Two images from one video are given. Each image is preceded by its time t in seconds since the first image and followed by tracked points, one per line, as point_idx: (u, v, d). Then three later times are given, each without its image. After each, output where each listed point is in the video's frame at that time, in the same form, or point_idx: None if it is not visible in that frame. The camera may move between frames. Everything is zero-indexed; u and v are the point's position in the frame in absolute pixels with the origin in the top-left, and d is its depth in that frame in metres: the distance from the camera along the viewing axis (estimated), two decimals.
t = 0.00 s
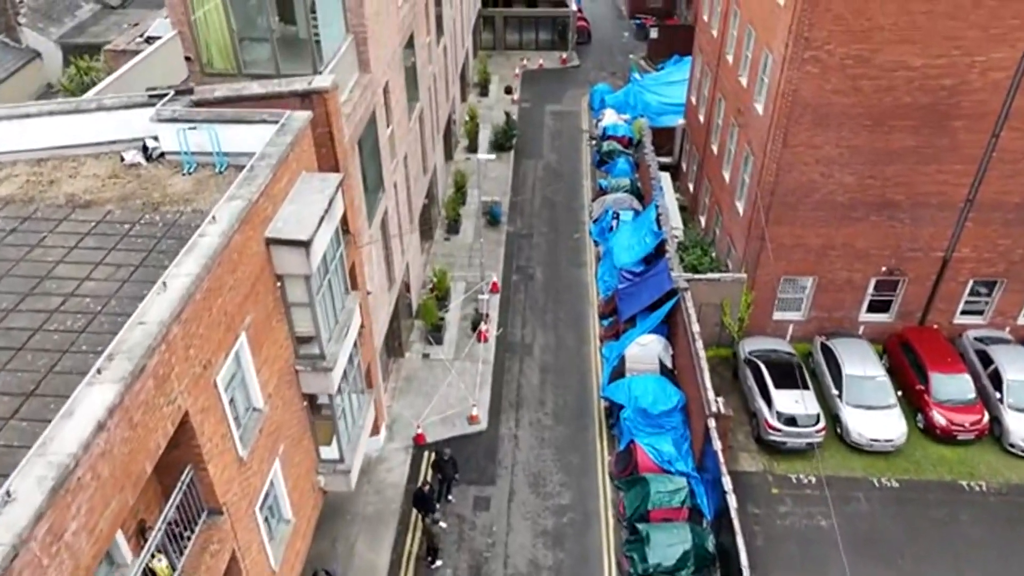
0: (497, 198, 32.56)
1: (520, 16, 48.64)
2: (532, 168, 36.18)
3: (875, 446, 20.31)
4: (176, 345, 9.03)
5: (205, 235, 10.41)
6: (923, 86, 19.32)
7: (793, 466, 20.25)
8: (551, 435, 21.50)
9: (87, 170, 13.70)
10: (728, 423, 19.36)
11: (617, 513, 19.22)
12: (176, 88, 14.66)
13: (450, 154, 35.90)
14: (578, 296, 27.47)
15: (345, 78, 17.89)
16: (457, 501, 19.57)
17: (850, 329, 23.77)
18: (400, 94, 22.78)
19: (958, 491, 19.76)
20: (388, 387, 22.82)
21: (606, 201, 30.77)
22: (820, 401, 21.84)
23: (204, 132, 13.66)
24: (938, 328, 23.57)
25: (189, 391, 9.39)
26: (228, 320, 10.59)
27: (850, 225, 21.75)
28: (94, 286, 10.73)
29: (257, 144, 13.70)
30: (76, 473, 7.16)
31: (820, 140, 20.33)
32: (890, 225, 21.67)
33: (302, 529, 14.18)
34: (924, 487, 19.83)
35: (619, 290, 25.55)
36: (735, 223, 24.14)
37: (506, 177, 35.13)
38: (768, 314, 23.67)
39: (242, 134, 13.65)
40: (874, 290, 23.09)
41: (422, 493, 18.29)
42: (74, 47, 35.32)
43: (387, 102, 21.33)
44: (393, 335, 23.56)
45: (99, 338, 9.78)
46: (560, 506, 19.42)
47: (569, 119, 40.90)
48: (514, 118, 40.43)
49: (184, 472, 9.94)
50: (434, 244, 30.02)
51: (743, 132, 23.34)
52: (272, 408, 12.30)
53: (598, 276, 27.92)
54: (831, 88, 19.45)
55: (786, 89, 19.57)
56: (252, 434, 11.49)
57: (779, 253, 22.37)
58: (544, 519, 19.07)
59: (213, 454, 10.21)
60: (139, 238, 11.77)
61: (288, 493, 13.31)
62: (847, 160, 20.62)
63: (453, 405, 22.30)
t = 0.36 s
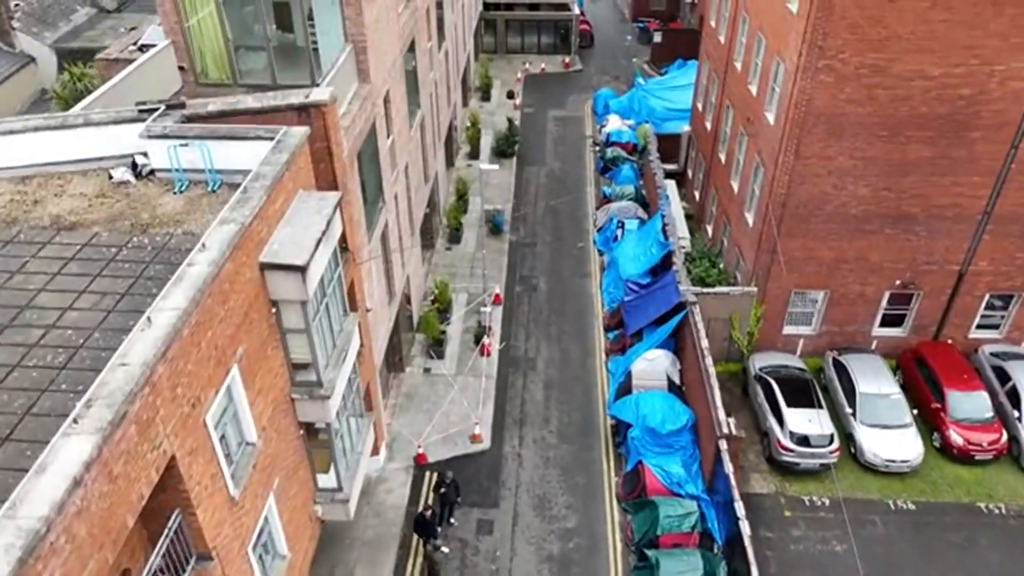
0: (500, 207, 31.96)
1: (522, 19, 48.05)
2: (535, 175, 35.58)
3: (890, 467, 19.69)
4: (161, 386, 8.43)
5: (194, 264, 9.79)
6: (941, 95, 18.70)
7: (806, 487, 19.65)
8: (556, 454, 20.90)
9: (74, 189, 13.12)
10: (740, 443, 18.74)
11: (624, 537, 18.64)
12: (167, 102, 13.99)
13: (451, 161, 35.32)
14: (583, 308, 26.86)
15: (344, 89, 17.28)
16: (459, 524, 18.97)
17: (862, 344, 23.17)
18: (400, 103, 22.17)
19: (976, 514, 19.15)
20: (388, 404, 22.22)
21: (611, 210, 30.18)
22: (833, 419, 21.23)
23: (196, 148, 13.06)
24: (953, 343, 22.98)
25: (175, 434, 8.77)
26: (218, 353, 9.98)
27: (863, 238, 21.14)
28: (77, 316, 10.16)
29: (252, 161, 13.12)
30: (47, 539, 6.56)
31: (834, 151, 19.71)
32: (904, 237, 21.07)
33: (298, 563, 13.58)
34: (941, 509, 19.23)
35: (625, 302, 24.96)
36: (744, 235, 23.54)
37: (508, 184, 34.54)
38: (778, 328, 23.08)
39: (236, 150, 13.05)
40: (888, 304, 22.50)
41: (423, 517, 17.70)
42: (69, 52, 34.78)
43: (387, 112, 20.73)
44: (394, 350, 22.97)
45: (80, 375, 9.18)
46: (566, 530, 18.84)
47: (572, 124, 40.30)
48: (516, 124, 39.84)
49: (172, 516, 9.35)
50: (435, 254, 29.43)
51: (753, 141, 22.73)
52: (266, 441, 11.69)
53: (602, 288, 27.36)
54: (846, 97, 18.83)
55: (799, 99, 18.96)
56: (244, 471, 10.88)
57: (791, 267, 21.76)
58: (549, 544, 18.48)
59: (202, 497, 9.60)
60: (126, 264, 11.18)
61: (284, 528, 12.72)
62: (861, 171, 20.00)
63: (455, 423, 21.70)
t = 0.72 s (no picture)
0: (501, 214, 31.41)
1: (524, 22, 47.50)
2: (537, 181, 35.06)
3: (904, 487, 19.17)
4: (144, 428, 7.88)
5: (182, 292, 9.23)
6: (957, 104, 18.15)
7: (818, 507, 19.13)
8: (560, 473, 20.36)
9: (60, 207, 12.56)
10: (750, 463, 18.20)
11: (631, 560, 18.12)
12: (158, 115, 13.51)
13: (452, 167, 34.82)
14: (587, 318, 26.30)
15: (343, 99, 16.76)
16: (461, 546, 18.46)
17: (873, 357, 22.64)
18: (401, 111, 21.67)
19: (993, 535, 18.62)
20: (388, 419, 21.68)
21: (615, 217, 29.68)
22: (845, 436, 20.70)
23: (187, 164, 12.51)
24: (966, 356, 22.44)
25: (160, 477, 8.23)
26: (208, 386, 9.43)
27: (876, 250, 20.60)
28: (59, 346, 9.64)
29: (246, 177, 12.56)
30: None
31: (847, 161, 19.16)
32: (918, 249, 20.53)
33: None
34: (957, 531, 18.70)
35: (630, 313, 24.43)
36: (752, 246, 22.99)
37: (510, 191, 34.00)
38: (787, 341, 22.55)
39: (229, 166, 12.52)
40: (900, 317, 21.97)
41: (424, 541, 17.18)
42: (63, 56, 34.20)
43: (387, 121, 20.20)
44: (393, 364, 22.43)
45: (60, 413, 8.66)
46: (570, 552, 18.32)
47: (574, 129, 39.77)
48: (518, 129, 39.29)
49: (157, 561, 8.81)
50: (436, 263, 28.91)
51: (761, 150, 22.18)
52: (260, 473, 11.15)
53: (607, 298, 26.85)
54: (859, 106, 18.28)
55: (811, 108, 18.41)
56: (235, 507, 10.33)
57: (801, 279, 21.22)
58: (554, 567, 17.96)
59: (190, 540, 9.07)
60: (113, 288, 10.65)
61: (278, 561, 12.19)
62: (874, 182, 19.45)
63: (456, 439, 21.17)
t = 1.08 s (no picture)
0: (503, 223, 30.81)
1: (525, 25, 46.91)
2: (539, 189, 34.50)
3: (920, 510, 18.61)
4: (122, 484, 7.27)
5: (166, 329, 8.61)
6: (976, 116, 17.56)
7: (831, 531, 18.56)
8: (565, 495, 19.78)
9: (42, 230, 11.96)
10: (762, 487, 17.60)
11: None
12: (146, 132, 12.86)
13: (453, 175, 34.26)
14: (591, 331, 25.71)
15: (343, 112, 16.18)
16: (462, 572, 17.87)
17: (886, 374, 22.06)
18: (401, 122, 21.10)
19: (1012, 561, 18.05)
20: (387, 438, 21.07)
21: (619, 227, 29.13)
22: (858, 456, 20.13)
23: (175, 184, 11.91)
24: (981, 372, 21.87)
25: (140, 533, 7.64)
26: (194, 429, 8.82)
27: (890, 265, 20.00)
28: (36, 385, 9.03)
29: (239, 197, 11.98)
30: None
31: (861, 174, 18.56)
32: (933, 264, 19.94)
33: None
34: (975, 556, 18.13)
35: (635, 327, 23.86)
36: (761, 259, 22.39)
37: (512, 199, 33.42)
38: (797, 357, 21.96)
39: (221, 187, 11.92)
40: (914, 332, 21.39)
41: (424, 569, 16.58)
42: (58, 62, 33.56)
43: (387, 132, 19.62)
44: (393, 381, 21.83)
45: (34, 462, 8.05)
46: None
47: (577, 135, 39.20)
48: (520, 135, 38.72)
49: None
50: (436, 273, 28.30)
51: (771, 161, 21.58)
52: (251, 514, 10.54)
53: (611, 310, 26.27)
54: (874, 118, 17.69)
55: (825, 119, 17.80)
56: (224, 553, 9.74)
57: (813, 294, 20.63)
58: None
59: None
60: (95, 320, 10.05)
61: None
62: (889, 196, 18.86)
63: (458, 459, 20.57)
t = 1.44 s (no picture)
0: (505, 233, 30.18)
1: (527, 29, 46.29)
2: (541, 197, 33.89)
3: (938, 536, 18.06)
4: (94, 553, 6.66)
5: (146, 373, 7.97)
6: (996, 130, 16.96)
7: (846, 558, 17.97)
8: (570, 519, 19.19)
9: (22, 256, 11.35)
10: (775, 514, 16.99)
11: None
12: (132, 151, 12.26)
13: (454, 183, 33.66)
14: (596, 345, 25.07)
15: (341, 126, 15.58)
16: None
17: (899, 392, 21.46)
18: (401, 133, 20.51)
19: None
20: (386, 459, 20.42)
21: (623, 237, 28.53)
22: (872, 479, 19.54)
23: (161, 209, 11.31)
24: (998, 391, 21.26)
25: None
26: (177, 481, 8.20)
27: (905, 281, 19.39)
28: (8, 431, 8.40)
29: (230, 222, 11.38)
30: None
31: (877, 189, 17.94)
32: (950, 281, 19.32)
33: None
34: None
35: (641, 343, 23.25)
36: (771, 273, 21.76)
37: (514, 207, 32.80)
38: (808, 375, 21.34)
39: (211, 210, 11.33)
40: (929, 350, 20.79)
41: None
42: (51, 68, 32.95)
43: (386, 145, 19.00)
44: (392, 399, 21.19)
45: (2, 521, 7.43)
46: None
47: (579, 141, 38.59)
48: (521, 141, 38.11)
49: None
50: (437, 285, 27.67)
51: (782, 173, 20.96)
52: (239, 563, 9.91)
53: (616, 323, 25.65)
54: (891, 131, 17.07)
55: (840, 133, 17.18)
56: None
57: (825, 311, 20.01)
58: None
59: None
60: (74, 357, 9.43)
61: None
62: (905, 211, 18.24)
63: (459, 482, 19.95)
